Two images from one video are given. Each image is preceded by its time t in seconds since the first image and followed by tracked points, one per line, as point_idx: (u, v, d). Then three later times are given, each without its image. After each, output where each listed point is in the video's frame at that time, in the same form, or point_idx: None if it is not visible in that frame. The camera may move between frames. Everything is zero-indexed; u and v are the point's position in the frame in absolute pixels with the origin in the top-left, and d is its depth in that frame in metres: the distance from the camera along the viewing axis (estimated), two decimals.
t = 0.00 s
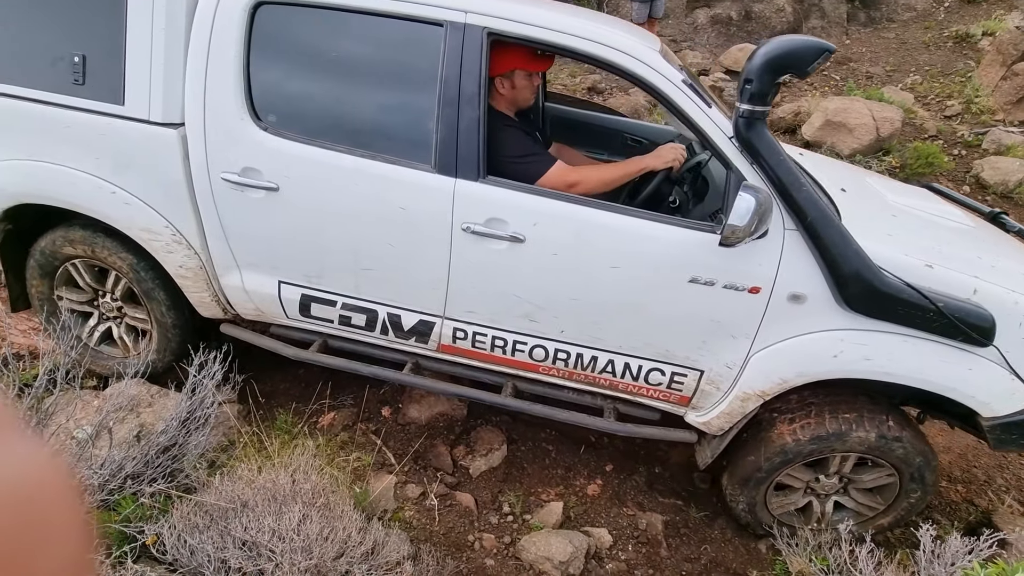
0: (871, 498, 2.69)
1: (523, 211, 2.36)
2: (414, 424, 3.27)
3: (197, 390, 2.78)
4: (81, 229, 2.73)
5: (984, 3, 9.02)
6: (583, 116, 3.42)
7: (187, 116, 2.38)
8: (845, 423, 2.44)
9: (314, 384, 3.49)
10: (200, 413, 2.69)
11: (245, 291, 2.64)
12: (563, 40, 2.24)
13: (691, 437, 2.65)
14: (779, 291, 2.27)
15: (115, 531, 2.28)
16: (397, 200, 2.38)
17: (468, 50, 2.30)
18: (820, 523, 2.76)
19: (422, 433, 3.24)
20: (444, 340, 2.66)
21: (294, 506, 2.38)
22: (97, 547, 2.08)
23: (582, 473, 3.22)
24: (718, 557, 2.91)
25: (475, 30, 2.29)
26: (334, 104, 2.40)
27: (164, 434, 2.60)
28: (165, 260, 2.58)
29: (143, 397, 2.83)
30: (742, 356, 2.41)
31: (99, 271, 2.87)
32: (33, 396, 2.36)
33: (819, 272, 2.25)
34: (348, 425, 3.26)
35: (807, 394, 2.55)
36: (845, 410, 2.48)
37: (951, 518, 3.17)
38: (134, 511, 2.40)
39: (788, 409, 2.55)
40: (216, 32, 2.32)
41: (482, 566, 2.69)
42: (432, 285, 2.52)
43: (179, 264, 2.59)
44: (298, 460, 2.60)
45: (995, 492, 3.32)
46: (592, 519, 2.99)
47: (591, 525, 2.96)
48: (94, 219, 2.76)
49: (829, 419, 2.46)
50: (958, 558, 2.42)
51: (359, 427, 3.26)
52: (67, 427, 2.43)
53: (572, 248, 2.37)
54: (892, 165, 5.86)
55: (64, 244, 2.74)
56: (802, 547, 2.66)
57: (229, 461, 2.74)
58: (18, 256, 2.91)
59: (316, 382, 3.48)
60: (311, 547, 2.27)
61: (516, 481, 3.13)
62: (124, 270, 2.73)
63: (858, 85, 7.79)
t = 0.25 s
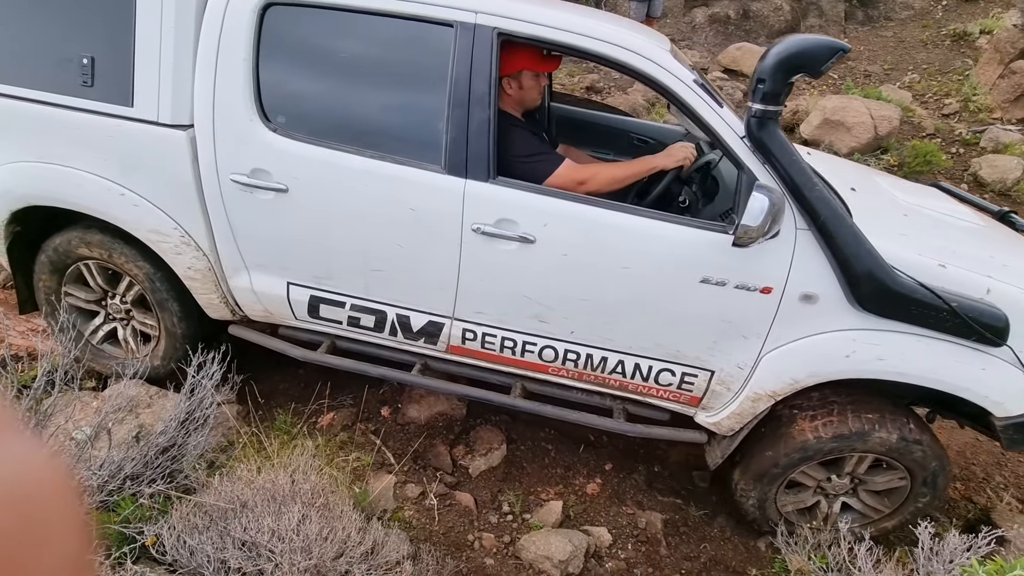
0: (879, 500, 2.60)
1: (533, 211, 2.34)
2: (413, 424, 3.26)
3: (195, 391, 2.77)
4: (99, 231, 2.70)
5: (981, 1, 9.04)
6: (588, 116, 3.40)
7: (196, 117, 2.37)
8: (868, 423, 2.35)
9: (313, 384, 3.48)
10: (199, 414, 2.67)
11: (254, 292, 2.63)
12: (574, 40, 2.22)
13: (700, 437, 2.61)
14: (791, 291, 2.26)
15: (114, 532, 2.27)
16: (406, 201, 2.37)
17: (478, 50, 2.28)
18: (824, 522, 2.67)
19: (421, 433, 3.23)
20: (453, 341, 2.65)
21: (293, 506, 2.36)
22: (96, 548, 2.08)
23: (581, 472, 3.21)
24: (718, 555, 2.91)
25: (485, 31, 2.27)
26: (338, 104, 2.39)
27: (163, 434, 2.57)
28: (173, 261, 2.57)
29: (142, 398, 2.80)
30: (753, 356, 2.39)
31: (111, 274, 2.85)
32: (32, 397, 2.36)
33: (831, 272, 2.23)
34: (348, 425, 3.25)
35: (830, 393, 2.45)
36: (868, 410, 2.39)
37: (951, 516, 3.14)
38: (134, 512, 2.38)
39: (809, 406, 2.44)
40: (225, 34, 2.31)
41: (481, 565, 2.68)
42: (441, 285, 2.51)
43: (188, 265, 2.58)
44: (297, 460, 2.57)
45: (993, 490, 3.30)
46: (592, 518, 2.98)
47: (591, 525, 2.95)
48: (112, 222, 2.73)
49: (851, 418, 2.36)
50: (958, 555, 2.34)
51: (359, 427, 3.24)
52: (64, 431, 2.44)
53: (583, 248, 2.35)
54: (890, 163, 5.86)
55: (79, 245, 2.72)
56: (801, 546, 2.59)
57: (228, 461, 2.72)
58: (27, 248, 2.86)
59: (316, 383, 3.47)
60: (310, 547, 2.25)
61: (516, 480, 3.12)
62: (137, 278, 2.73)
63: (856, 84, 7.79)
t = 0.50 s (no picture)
0: (892, 503, 2.58)
1: (547, 211, 2.32)
2: (412, 424, 3.24)
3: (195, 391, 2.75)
4: (121, 234, 2.67)
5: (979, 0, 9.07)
6: (597, 116, 3.39)
7: (209, 117, 2.36)
8: (888, 425, 2.34)
9: (313, 383, 3.47)
10: (199, 414, 2.65)
11: (265, 293, 2.62)
12: (590, 41, 2.20)
13: (713, 439, 2.58)
14: (807, 292, 2.24)
15: (113, 532, 2.25)
16: (419, 201, 2.35)
17: (494, 51, 2.27)
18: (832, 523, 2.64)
19: (421, 433, 3.21)
20: (464, 343, 2.63)
21: (292, 506, 2.34)
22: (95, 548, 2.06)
23: (580, 472, 3.19)
24: (718, 554, 2.89)
25: (501, 31, 2.26)
26: (347, 105, 2.37)
27: (163, 434, 2.55)
28: (185, 262, 2.56)
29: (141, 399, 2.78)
30: (768, 358, 2.37)
31: (127, 277, 2.82)
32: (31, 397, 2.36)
33: (847, 273, 2.22)
34: (347, 425, 3.23)
35: (849, 394, 2.43)
36: (888, 412, 2.38)
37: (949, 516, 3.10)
38: (133, 512, 2.36)
39: (829, 404, 2.43)
40: (239, 35, 2.30)
41: (480, 565, 2.66)
42: (453, 285, 2.48)
43: (199, 266, 2.57)
44: (297, 460, 2.54)
45: (991, 488, 3.27)
46: (591, 517, 2.97)
47: (590, 524, 2.94)
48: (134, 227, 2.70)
49: (872, 419, 2.35)
50: (954, 553, 2.33)
51: (358, 427, 3.23)
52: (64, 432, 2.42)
53: (597, 249, 2.32)
54: (889, 163, 5.86)
55: (99, 246, 2.69)
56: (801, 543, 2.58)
57: (228, 461, 2.70)
58: (41, 238, 2.82)
59: (315, 382, 3.46)
60: (310, 546, 2.24)
61: (515, 480, 3.10)
62: (152, 287, 2.72)
63: (855, 83, 7.79)
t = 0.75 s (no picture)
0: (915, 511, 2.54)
1: (565, 215, 2.29)
2: (412, 424, 3.22)
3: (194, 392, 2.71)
4: (150, 245, 2.66)
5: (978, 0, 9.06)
6: (610, 117, 3.35)
7: (227, 121, 2.34)
8: (912, 431, 2.32)
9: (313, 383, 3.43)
10: (199, 414, 2.61)
11: (280, 296, 2.59)
12: (613, 45, 2.17)
13: (729, 445, 2.56)
14: (828, 298, 2.21)
15: (113, 532, 2.21)
16: (436, 205, 2.32)
17: (512, 54, 2.24)
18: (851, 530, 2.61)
19: (420, 433, 3.19)
20: (478, 346, 2.58)
21: (292, 506, 2.31)
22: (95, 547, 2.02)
23: (580, 472, 3.13)
24: (718, 554, 2.84)
25: (518, 34, 2.23)
26: (362, 109, 2.35)
27: (163, 435, 2.51)
28: (202, 265, 2.53)
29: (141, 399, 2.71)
30: (787, 364, 2.33)
31: (148, 284, 2.80)
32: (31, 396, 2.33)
33: (870, 278, 2.20)
34: (347, 425, 3.19)
35: (869, 399, 2.42)
36: (910, 418, 2.36)
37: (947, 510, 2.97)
38: (133, 512, 2.32)
39: (848, 412, 2.41)
40: (256, 38, 2.29)
41: (480, 565, 2.63)
42: (468, 289, 2.44)
43: (213, 269, 2.54)
44: (295, 460, 2.52)
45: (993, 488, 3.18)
46: (590, 518, 2.91)
47: (589, 523, 2.89)
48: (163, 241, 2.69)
49: (895, 426, 2.34)
50: (953, 551, 2.32)
51: (357, 427, 3.19)
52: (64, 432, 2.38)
53: (615, 254, 2.29)
54: (889, 162, 5.84)
55: (126, 252, 2.67)
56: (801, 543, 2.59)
57: (228, 461, 2.66)
58: (65, 231, 2.77)
59: (315, 382, 3.42)
60: (308, 546, 2.21)
61: (515, 480, 3.06)
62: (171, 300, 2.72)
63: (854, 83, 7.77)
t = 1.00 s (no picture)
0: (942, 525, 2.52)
1: (589, 222, 2.26)
2: (412, 424, 3.20)
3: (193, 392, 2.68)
4: (171, 253, 2.69)
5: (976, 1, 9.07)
6: (625, 122, 3.34)
7: (249, 124, 2.33)
8: (941, 443, 2.31)
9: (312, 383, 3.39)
10: (198, 414, 2.58)
11: (298, 299, 2.58)
12: (643, 50, 2.15)
13: (752, 455, 2.55)
14: (856, 306, 2.19)
15: (113, 532, 2.18)
16: (457, 208, 2.29)
17: (536, 58, 2.22)
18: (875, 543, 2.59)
19: (419, 433, 3.17)
20: (497, 352, 2.55)
21: (291, 506, 2.28)
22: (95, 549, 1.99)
23: (579, 471, 3.11)
24: (718, 554, 2.81)
25: (544, 38, 2.20)
26: (385, 113, 2.33)
27: (162, 435, 2.48)
28: (218, 267, 2.54)
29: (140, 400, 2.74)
30: (812, 373, 2.32)
31: (166, 289, 2.83)
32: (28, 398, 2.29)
33: (900, 288, 2.18)
34: (346, 425, 3.17)
35: (897, 410, 2.41)
36: (939, 431, 2.35)
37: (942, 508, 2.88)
38: (132, 513, 2.29)
39: (874, 423, 2.41)
40: (280, 41, 2.27)
41: (480, 564, 2.59)
42: (488, 294, 2.41)
43: (232, 271, 2.56)
44: (295, 460, 2.49)
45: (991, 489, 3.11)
46: (590, 517, 2.89)
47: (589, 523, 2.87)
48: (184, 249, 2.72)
49: (923, 439, 2.33)
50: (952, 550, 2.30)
51: (357, 427, 3.16)
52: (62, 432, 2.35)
53: (638, 260, 2.27)
54: (887, 162, 5.83)
55: (147, 258, 2.70)
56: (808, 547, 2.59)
57: (227, 462, 2.63)
58: (87, 232, 2.79)
59: (314, 382, 3.39)
60: (308, 547, 2.18)
61: (514, 480, 3.04)
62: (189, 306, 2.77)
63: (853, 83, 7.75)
